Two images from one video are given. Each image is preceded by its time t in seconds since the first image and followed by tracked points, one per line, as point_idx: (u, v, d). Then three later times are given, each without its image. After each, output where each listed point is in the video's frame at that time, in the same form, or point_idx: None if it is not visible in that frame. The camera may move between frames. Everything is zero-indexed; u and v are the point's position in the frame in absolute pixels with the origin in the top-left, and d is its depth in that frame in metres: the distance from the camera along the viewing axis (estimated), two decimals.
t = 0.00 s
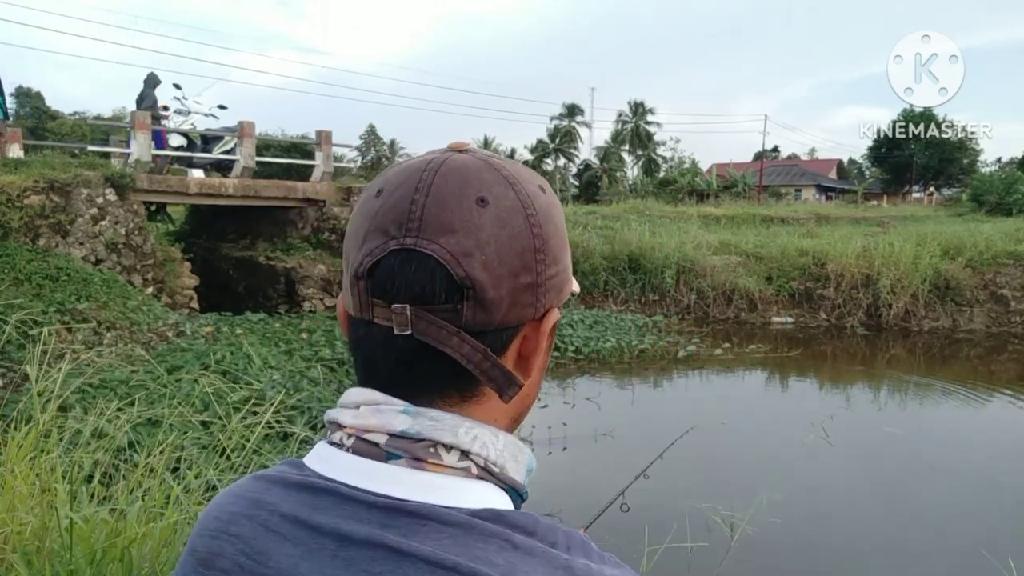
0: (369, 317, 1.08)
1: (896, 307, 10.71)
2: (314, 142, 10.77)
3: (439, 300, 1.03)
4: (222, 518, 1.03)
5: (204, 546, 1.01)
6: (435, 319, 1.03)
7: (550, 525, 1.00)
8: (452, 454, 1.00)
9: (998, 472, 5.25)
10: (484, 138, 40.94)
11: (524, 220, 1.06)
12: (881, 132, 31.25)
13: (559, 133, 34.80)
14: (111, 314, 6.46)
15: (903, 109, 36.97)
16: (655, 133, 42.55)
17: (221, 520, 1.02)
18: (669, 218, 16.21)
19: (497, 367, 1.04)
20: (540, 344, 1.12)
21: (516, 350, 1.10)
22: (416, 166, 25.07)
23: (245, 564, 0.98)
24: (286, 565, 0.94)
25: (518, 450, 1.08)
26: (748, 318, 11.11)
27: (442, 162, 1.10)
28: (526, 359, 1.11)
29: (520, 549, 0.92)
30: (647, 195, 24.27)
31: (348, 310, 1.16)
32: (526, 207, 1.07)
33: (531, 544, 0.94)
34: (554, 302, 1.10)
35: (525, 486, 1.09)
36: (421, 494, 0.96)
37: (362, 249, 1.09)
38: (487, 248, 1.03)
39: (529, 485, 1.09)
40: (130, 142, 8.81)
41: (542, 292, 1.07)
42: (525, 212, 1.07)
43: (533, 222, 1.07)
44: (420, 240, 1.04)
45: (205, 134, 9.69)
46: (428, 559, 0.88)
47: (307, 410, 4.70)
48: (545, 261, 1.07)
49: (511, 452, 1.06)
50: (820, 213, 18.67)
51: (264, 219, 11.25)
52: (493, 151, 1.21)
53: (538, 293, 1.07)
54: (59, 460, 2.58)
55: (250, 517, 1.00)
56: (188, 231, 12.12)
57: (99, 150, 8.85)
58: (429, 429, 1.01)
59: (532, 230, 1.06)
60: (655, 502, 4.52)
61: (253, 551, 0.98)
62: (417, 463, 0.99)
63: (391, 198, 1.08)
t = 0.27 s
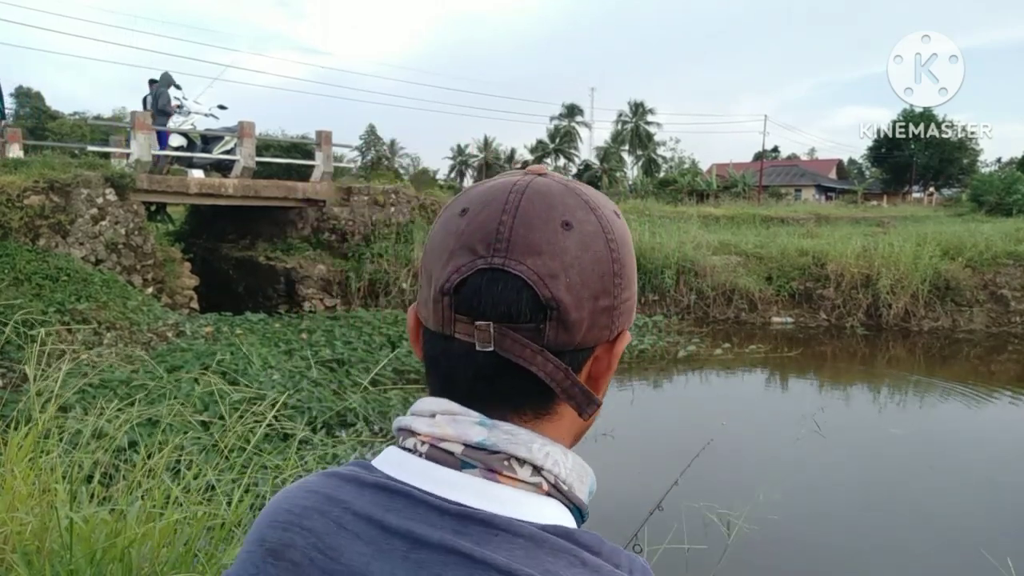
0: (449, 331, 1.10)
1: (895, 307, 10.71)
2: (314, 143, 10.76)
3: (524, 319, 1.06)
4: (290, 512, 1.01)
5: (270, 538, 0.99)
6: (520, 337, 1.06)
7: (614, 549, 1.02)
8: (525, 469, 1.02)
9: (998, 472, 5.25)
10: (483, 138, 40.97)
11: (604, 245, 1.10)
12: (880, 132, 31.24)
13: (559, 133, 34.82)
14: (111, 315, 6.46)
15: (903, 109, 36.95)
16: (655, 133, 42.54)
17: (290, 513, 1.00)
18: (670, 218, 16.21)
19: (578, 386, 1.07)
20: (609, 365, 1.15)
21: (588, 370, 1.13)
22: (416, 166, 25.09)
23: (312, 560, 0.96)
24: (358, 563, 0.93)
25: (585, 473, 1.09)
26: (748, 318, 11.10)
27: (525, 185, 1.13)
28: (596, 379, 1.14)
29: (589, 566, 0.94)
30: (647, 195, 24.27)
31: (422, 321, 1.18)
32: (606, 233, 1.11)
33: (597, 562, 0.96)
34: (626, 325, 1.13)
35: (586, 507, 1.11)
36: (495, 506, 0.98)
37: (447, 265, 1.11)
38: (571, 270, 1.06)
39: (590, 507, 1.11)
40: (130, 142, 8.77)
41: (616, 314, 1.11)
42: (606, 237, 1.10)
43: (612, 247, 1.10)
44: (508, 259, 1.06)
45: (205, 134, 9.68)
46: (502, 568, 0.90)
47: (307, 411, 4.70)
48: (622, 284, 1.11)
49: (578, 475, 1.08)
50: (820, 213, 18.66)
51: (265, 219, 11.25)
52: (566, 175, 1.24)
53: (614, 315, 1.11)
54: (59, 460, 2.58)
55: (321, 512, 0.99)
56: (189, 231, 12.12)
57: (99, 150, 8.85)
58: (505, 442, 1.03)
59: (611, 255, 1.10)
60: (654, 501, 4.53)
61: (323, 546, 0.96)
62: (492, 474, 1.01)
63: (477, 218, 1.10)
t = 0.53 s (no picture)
0: (481, 327, 1.11)
1: (896, 307, 10.71)
2: (314, 142, 10.75)
3: (552, 316, 1.06)
4: (323, 489, 1.05)
5: (304, 513, 1.03)
6: (548, 333, 1.06)
7: (626, 544, 1.03)
8: (544, 459, 1.03)
9: (999, 472, 5.25)
10: (483, 138, 40.90)
11: (632, 254, 1.10)
12: (880, 132, 31.23)
13: (558, 132, 34.76)
14: (111, 314, 6.45)
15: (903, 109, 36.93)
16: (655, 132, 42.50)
17: (323, 491, 1.04)
18: (670, 218, 16.20)
19: (601, 383, 1.08)
20: (632, 370, 1.15)
21: (612, 372, 1.13)
22: (416, 166, 25.06)
23: (342, 533, 0.99)
24: (383, 539, 0.97)
25: (601, 472, 1.10)
26: (748, 318, 11.10)
27: (560, 195, 1.14)
28: (619, 382, 1.14)
29: (600, 554, 0.96)
30: (646, 195, 24.24)
31: (457, 318, 1.19)
32: (635, 243, 1.11)
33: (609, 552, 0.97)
34: (648, 333, 1.13)
35: (601, 505, 1.12)
36: (513, 493, 1.00)
37: (482, 264, 1.12)
38: (600, 274, 1.07)
39: (606, 506, 1.12)
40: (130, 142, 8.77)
41: (639, 321, 1.11)
42: (633, 246, 1.10)
43: (639, 256, 1.10)
44: (540, 260, 1.07)
45: (206, 134, 9.68)
46: (517, 549, 0.92)
47: (307, 410, 4.70)
48: (646, 293, 1.11)
49: (596, 473, 1.09)
50: (820, 213, 18.66)
51: (265, 219, 11.25)
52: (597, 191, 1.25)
53: (637, 321, 1.11)
54: (59, 460, 2.58)
55: (351, 490, 1.02)
56: (189, 231, 12.12)
57: (99, 150, 8.85)
58: (526, 432, 1.04)
59: (637, 263, 1.10)
60: (655, 501, 4.53)
61: (351, 522, 0.99)
62: (512, 462, 1.02)
63: (513, 222, 1.11)
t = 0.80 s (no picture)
0: (462, 337, 1.14)
1: (896, 307, 10.71)
2: (314, 142, 10.74)
3: (527, 322, 1.09)
4: (322, 483, 1.06)
5: (305, 505, 1.05)
6: (525, 338, 1.09)
7: (609, 520, 1.07)
8: (527, 444, 1.06)
9: (999, 472, 5.24)
10: (483, 138, 40.86)
11: (599, 258, 1.12)
12: (881, 132, 31.22)
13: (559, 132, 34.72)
14: (111, 314, 6.45)
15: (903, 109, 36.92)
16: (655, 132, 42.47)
17: (322, 485, 1.06)
18: (670, 218, 16.19)
19: (578, 380, 1.10)
20: (609, 364, 1.17)
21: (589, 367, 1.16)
22: (416, 167, 25.04)
23: (342, 519, 1.01)
24: (381, 522, 0.98)
25: (584, 457, 1.12)
26: (748, 318, 11.10)
27: (527, 205, 1.16)
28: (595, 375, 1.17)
29: (584, 523, 1.00)
30: (647, 195, 24.23)
31: (439, 330, 1.22)
32: (601, 247, 1.13)
33: (592, 520, 1.02)
34: (620, 328, 1.16)
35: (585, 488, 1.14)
36: (500, 473, 1.02)
37: (458, 279, 1.14)
38: (569, 280, 1.09)
39: (589, 488, 1.14)
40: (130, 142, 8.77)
41: (611, 319, 1.13)
42: (600, 250, 1.13)
43: (607, 259, 1.13)
44: (512, 270, 1.10)
45: (205, 134, 9.68)
46: (509, 520, 0.95)
47: (307, 410, 4.70)
48: (615, 292, 1.13)
49: (579, 457, 1.11)
50: (820, 213, 18.65)
51: (265, 219, 11.25)
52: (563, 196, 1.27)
53: (608, 319, 1.13)
54: (59, 460, 2.58)
55: (350, 481, 1.04)
56: (189, 231, 12.12)
57: (99, 150, 8.84)
58: (509, 419, 1.07)
59: (605, 265, 1.13)
60: (654, 501, 4.53)
61: (350, 508, 1.01)
62: (498, 447, 1.05)
63: (484, 235, 1.14)
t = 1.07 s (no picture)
0: (450, 346, 1.14)
1: (896, 307, 10.72)
2: (314, 142, 10.74)
3: (513, 331, 1.09)
4: (322, 479, 1.06)
5: (305, 500, 1.05)
6: (512, 346, 1.09)
7: (599, 506, 1.07)
8: (516, 437, 1.06)
9: (999, 472, 5.24)
10: (483, 138, 40.87)
11: (579, 264, 1.12)
12: (881, 132, 31.23)
13: (559, 133, 34.74)
14: (111, 315, 6.45)
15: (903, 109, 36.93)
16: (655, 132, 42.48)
17: (322, 480, 1.06)
18: (670, 218, 16.20)
19: (565, 384, 1.11)
20: (594, 360, 1.18)
21: (574, 365, 1.17)
22: (416, 167, 25.05)
23: (341, 511, 1.01)
24: (378, 511, 0.98)
25: (573, 448, 1.13)
26: (748, 318, 11.10)
27: (508, 214, 1.15)
28: (582, 373, 1.18)
29: (574, 507, 1.00)
30: (647, 195, 24.24)
31: (430, 338, 1.22)
32: (581, 252, 1.13)
33: (581, 504, 1.02)
34: (604, 327, 1.16)
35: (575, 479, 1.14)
36: (492, 462, 1.03)
37: (444, 290, 1.14)
38: (551, 287, 1.09)
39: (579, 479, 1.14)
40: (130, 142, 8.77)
41: (595, 320, 1.14)
42: (580, 255, 1.12)
43: (587, 263, 1.13)
44: (496, 282, 1.09)
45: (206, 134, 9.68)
46: (500, 504, 0.95)
47: (307, 410, 4.70)
48: (597, 295, 1.13)
49: (567, 448, 1.12)
50: (820, 213, 18.67)
51: (264, 219, 11.25)
52: (542, 197, 1.26)
53: (592, 321, 1.13)
54: (59, 461, 2.58)
55: (349, 475, 1.04)
56: (189, 231, 12.12)
57: (99, 150, 8.84)
58: (498, 414, 1.07)
59: (586, 270, 1.12)
60: (653, 501, 4.53)
61: (350, 500, 1.01)
62: (488, 441, 1.05)
63: (468, 247, 1.13)
